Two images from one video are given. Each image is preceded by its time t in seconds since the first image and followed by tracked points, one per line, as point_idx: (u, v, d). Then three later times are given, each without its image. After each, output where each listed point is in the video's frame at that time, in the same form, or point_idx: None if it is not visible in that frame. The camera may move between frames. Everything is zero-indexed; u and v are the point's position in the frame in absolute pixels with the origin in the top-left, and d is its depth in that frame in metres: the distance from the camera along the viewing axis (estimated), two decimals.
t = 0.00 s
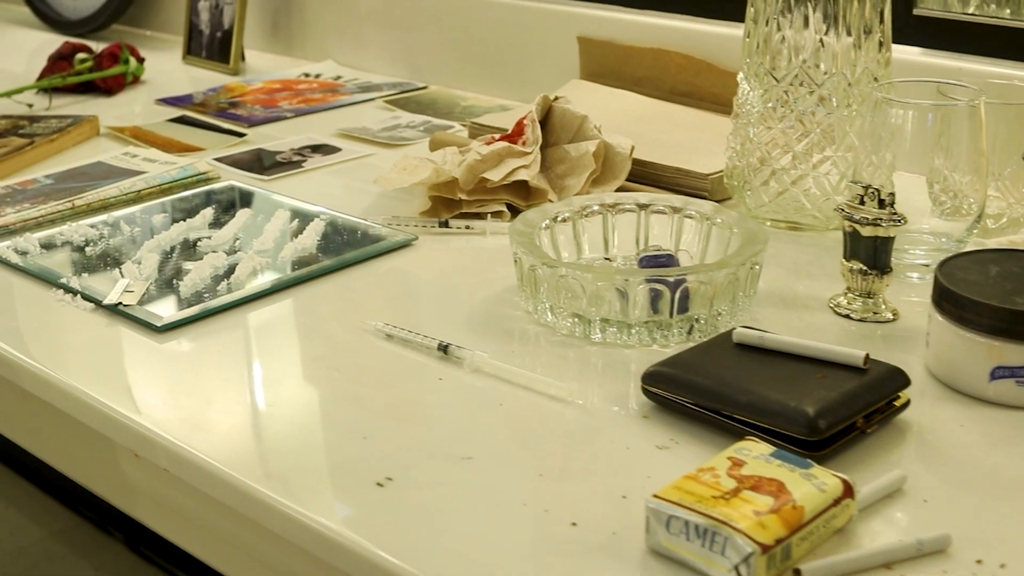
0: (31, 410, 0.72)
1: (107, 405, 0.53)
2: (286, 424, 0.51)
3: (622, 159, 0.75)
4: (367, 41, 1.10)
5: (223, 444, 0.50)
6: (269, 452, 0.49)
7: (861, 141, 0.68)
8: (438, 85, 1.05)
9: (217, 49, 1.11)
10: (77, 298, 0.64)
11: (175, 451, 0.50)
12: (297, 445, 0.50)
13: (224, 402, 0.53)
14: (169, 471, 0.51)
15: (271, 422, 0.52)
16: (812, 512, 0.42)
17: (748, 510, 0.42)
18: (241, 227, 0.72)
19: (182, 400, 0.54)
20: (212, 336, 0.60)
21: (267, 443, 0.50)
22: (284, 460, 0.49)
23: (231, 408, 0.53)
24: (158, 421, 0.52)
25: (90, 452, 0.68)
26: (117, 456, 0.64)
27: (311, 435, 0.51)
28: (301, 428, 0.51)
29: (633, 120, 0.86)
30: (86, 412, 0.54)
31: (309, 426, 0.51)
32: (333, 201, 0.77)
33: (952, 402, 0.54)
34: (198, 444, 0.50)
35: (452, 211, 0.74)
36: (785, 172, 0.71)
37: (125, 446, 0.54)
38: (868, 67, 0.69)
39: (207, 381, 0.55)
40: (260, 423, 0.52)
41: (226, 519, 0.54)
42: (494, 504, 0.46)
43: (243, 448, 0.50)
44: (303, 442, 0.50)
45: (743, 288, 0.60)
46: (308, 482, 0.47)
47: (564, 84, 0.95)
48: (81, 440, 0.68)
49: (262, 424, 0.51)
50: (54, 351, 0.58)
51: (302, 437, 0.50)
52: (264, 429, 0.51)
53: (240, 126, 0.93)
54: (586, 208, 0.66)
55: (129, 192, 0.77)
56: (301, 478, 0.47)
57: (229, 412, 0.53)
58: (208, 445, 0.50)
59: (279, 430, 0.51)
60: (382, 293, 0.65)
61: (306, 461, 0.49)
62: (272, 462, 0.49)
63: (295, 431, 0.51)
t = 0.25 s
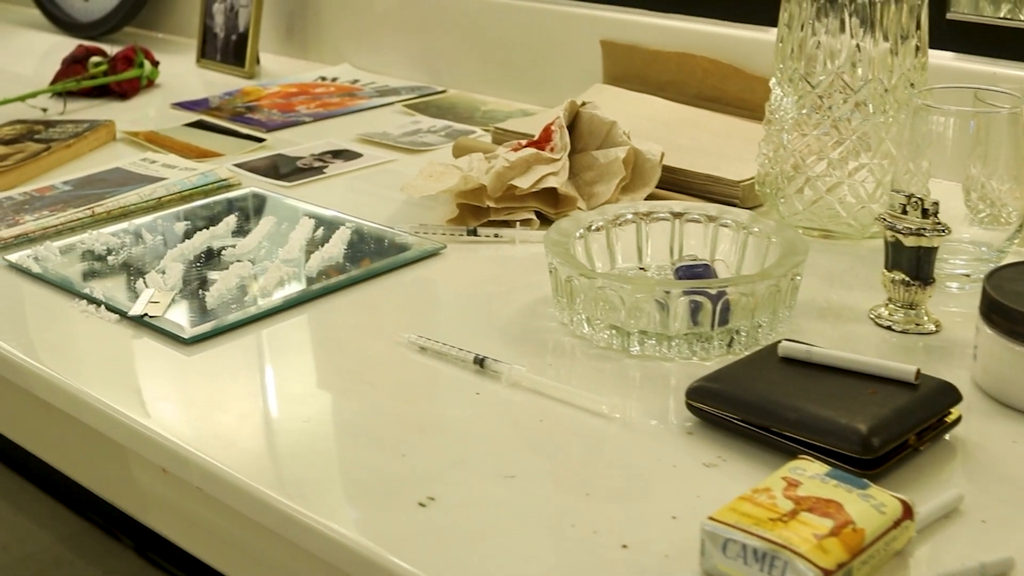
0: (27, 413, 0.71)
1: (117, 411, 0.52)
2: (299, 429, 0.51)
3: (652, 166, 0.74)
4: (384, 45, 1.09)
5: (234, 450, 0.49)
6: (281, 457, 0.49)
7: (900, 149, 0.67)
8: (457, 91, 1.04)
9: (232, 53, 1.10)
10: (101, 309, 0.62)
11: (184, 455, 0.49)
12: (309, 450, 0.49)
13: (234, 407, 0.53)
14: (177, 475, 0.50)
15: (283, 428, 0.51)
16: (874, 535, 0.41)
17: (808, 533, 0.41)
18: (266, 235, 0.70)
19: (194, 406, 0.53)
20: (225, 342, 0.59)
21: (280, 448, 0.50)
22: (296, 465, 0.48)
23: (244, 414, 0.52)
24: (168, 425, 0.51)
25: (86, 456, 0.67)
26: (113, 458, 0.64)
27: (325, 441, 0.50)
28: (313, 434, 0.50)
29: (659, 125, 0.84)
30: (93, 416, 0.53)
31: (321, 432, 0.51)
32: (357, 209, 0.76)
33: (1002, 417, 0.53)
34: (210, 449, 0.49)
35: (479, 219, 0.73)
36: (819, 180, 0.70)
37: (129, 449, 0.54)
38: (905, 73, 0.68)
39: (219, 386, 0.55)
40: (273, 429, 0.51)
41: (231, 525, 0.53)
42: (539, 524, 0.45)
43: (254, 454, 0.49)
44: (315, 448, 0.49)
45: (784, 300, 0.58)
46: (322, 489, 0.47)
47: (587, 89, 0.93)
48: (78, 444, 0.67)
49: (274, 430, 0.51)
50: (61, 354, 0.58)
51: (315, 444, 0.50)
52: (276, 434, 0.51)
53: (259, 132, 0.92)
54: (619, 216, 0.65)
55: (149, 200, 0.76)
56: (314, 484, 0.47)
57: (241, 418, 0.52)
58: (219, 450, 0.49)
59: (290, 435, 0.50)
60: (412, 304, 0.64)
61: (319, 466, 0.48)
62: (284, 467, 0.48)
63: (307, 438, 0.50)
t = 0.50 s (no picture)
0: (29, 409, 0.72)
1: (127, 414, 0.52)
2: (312, 436, 0.50)
3: (684, 173, 0.73)
4: (403, 48, 1.07)
5: (246, 455, 0.49)
6: (294, 463, 0.48)
7: (942, 157, 0.66)
8: (478, 93, 1.03)
9: (248, 56, 1.08)
10: (128, 320, 0.61)
11: (194, 459, 0.49)
12: (322, 456, 0.49)
13: (246, 412, 0.52)
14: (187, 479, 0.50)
15: (297, 433, 0.51)
16: (941, 560, 0.40)
17: (874, 558, 0.39)
18: (293, 244, 0.69)
19: (207, 411, 0.53)
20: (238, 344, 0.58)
21: (293, 454, 0.49)
22: (309, 472, 0.48)
23: (257, 419, 0.52)
24: (180, 428, 0.51)
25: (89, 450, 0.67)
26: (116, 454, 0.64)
27: (338, 448, 0.50)
28: (327, 441, 0.50)
29: (688, 131, 0.83)
30: (103, 420, 0.53)
31: (335, 438, 0.50)
32: (383, 216, 0.75)
33: None
34: (223, 455, 0.49)
35: (509, 227, 0.71)
36: (855, 187, 0.69)
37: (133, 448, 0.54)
38: (945, 79, 0.67)
39: (232, 392, 0.54)
40: (287, 435, 0.50)
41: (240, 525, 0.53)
42: (590, 545, 0.43)
43: (267, 459, 0.49)
44: (328, 454, 0.49)
45: (829, 313, 0.57)
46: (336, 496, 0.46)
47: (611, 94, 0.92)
48: (79, 439, 0.68)
49: (287, 436, 0.50)
50: (71, 358, 0.57)
51: (328, 451, 0.49)
52: (290, 440, 0.50)
53: (279, 137, 0.90)
54: (656, 226, 0.64)
55: (172, 207, 0.75)
56: (326, 490, 0.46)
57: (254, 424, 0.51)
58: (233, 457, 0.49)
59: (303, 441, 0.50)
60: (445, 315, 0.62)
61: (331, 472, 0.48)
62: (297, 474, 0.48)
63: (320, 444, 0.50)
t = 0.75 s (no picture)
0: (32, 409, 0.71)
1: (140, 420, 0.51)
2: (326, 442, 0.50)
3: (719, 181, 0.71)
4: (422, 52, 1.06)
5: (258, 459, 0.49)
6: (307, 468, 0.48)
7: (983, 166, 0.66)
8: (500, 97, 1.01)
9: (265, 59, 1.07)
10: (155, 332, 0.60)
11: (204, 463, 0.49)
12: (335, 462, 0.49)
13: (257, 416, 0.52)
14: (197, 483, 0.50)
15: (310, 440, 0.50)
16: None
17: None
18: (321, 253, 0.68)
19: (219, 415, 0.52)
20: (252, 346, 0.58)
21: (306, 460, 0.49)
22: (322, 477, 0.47)
23: (271, 426, 0.51)
24: (190, 432, 0.51)
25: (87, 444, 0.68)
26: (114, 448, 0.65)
27: (352, 454, 0.49)
28: (340, 447, 0.50)
29: (717, 136, 0.82)
30: (131, 434, 0.52)
31: (349, 445, 0.50)
32: (410, 224, 0.73)
33: None
34: (238, 462, 0.48)
35: (540, 236, 0.70)
36: (894, 196, 0.67)
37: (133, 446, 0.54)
38: (988, 85, 0.66)
39: (246, 398, 0.54)
40: (301, 442, 0.50)
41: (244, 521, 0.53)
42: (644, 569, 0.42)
43: (280, 465, 0.48)
44: (341, 460, 0.49)
45: (877, 326, 0.56)
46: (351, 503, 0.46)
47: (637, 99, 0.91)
48: (76, 434, 0.68)
49: (300, 441, 0.50)
50: (78, 362, 0.57)
51: (342, 459, 0.49)
52: (303, 446, 0.50)
53: (300, 142, 0.89)
54: (695, 235, 0.62)
55: (195, 215, 0.73)
56: (339, 495, 0.46)
57: (268, 431, 0.51)
58: (248, 464, 0.48)
59: (316, 446, 0.50)
60: (480, 326, 0.61)
61: (344, 478, 0.47)
62: (311, 479, 0.47)
63: (334, 450, 0.49)
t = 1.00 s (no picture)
0: (41, 414, 0.70)
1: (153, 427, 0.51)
2: (341, 447, 0.49)
3: (757, 189, 0.70)
4: (443, 55, 1.04)
5: (271, 464, 0.48)
6: (322, 473, 0.48)
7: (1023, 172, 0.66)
8: (523, 102, 1.00)
9: (283, 62, 1.05)
10: (187, 346, 0.58)
11: (215, 468, 0.48)
12: (350, 468, 0.48)
13: (271, 422, 0.51)
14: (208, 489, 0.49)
15: (325, 445, 0.50)
16: None
17: None
18: (351, 263, 0.66)
19: (231, 421, 0.51)
20: (269, 353, 0.57)
21: (321, 466, 0.48)
22: (337, 484, 0.47)
23: (285, 432, 0.51)
24: (202, 437, 0.50)
25: (84, 444, 0.68)
26: (118, 451, 0.64)
27: (367, 459, 0.49)
28: (356, 453, 0.49)
29: (750, 142, 0.80)
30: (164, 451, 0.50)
31: (365, 451, 0.49)
32: (440, 233, 0.72)
33: None
34: (253, 470, 0.48)
35: (575, 245, 0.69)
36: (937, 205, 0.66)
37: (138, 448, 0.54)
38: None
39: (260, 405, 0.53)
40: (315, 448, 0.49)
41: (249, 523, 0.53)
42: None
43: (294, 470, 0.48)
44: (356, 465, 0.48)
45: (931, 341, 0.54)
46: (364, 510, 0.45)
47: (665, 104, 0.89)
48: (77, 436, 0.68)
49: (314, 446, 0.49)
50: (100, 373, 0.56)
51: (357, 464, 0.48)
52: (317, 451, 0.49)
53: (324, 148, 0.87)
54: (738, 247, 0.61)
55: (221, 224, 0.72)
56: (357, 503, 0.46)
57: (283, 437, 0.50)
58: (263, 471, 0.48)
59: (331, 452, 0.49)
60: (519, 339, 0.60)
61: (362, 485, 0.47)
62: (326, 486, 0.47)
63: (348, 457, 0.49)
